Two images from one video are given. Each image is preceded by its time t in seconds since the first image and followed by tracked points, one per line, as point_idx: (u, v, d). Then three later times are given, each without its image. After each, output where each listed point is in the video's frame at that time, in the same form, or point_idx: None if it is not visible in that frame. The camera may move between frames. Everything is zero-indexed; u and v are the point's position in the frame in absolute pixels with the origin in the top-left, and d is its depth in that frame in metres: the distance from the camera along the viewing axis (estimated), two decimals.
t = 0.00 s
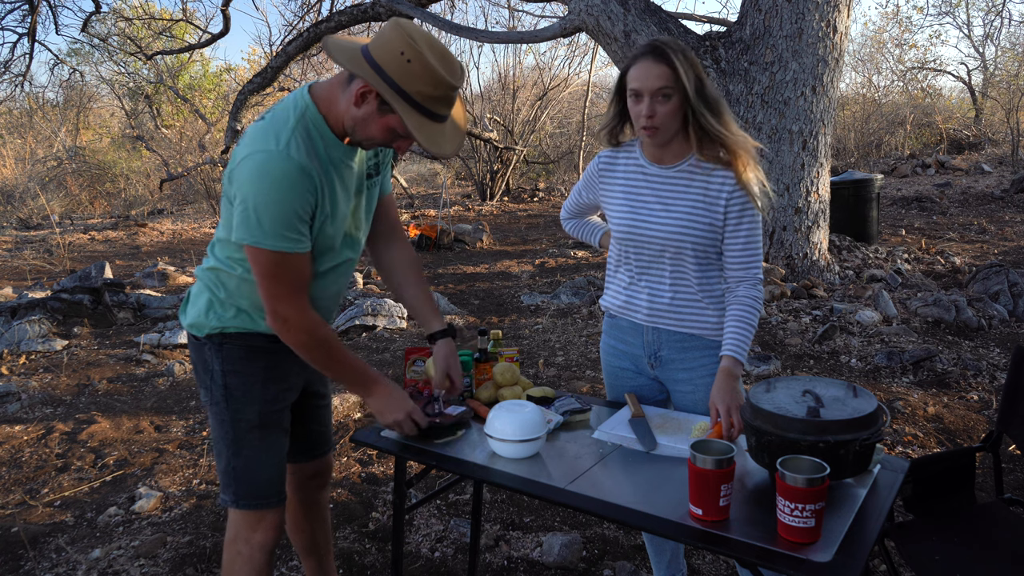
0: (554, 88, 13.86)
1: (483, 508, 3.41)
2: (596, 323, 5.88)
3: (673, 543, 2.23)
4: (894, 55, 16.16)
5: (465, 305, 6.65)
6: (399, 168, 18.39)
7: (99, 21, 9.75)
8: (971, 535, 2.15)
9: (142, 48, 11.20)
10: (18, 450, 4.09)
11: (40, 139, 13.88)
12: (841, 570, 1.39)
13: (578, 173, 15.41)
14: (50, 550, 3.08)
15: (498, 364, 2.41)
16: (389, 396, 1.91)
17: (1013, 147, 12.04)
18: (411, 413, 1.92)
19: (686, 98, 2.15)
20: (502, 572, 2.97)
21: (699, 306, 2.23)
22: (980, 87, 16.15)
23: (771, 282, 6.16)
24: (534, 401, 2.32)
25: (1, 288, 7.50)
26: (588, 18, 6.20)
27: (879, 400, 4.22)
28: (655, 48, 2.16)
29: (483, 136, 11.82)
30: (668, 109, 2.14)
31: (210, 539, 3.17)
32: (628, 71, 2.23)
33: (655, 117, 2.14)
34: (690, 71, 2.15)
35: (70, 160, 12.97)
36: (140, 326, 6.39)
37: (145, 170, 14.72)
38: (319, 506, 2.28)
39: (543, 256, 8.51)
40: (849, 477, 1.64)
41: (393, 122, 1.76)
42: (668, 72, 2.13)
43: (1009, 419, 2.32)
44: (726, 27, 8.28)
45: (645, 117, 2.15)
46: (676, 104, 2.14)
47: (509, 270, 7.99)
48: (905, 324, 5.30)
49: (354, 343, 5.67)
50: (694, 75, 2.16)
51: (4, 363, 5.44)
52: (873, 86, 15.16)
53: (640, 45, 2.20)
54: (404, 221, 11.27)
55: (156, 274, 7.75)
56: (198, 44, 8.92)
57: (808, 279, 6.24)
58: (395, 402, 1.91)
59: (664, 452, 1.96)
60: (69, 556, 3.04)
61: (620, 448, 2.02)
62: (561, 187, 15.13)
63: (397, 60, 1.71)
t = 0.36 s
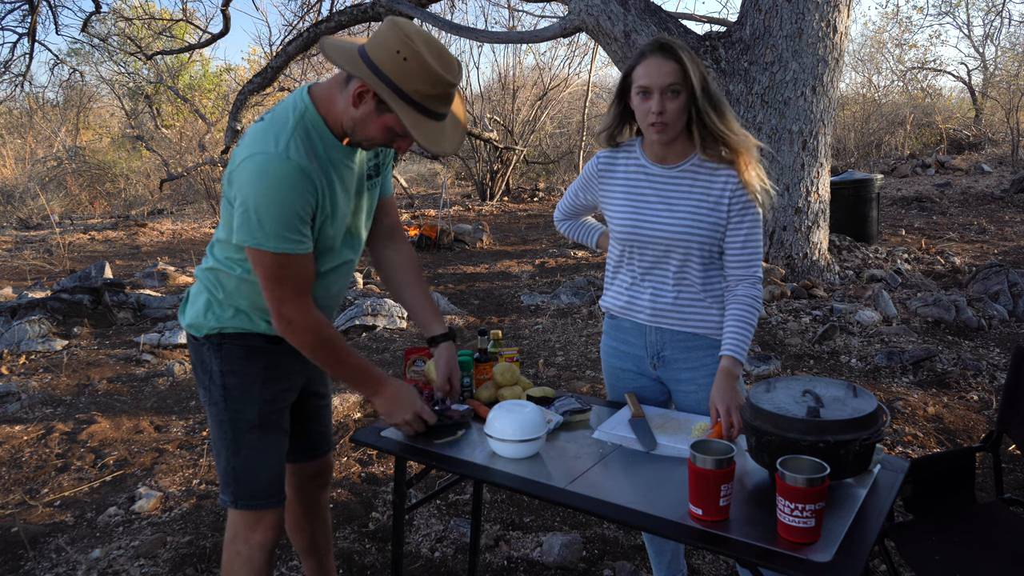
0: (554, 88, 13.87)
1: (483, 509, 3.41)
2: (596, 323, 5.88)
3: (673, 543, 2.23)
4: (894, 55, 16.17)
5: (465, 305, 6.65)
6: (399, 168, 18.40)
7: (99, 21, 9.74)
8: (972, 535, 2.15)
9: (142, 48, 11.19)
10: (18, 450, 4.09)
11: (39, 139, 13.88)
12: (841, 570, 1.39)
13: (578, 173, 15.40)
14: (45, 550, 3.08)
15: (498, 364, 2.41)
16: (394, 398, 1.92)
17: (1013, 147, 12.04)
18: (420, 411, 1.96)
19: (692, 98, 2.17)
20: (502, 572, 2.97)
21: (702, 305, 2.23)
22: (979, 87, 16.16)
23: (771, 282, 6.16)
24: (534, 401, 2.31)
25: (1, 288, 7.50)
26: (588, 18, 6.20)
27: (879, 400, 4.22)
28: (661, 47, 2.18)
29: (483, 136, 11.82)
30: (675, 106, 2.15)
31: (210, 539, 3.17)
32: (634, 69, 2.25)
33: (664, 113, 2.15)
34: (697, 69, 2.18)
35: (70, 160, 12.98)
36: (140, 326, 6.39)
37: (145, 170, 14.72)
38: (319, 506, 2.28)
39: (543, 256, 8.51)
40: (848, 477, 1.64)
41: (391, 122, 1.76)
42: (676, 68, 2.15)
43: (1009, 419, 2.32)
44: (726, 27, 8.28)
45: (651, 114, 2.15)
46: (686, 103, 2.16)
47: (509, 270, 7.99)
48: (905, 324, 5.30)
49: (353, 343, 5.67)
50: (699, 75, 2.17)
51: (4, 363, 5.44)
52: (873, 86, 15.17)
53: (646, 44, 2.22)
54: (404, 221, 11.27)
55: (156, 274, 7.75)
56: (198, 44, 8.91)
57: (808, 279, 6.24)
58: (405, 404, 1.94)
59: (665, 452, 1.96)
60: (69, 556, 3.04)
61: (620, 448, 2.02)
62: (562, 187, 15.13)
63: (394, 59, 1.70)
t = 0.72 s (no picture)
0: (554, 88, 13.87)
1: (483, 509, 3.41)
2: (596, 323, 5.87)
3: (673, 543, 2.23)
4: (894, 55, 16.16)
5: (465, 305, 6.65)
6: (399, 168, 18.40)
7: (98, 21, 9.74)
8: (972, 535, 2.15)
9: (142, 47, 11.18)
10: (18, 450, 4.09)
11: (40, 139, 13.88)
12: (840, 570, 1.40)
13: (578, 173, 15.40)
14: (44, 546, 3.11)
15: (498, 364, 2.42)
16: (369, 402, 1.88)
17: (1013, 147, 12.03)
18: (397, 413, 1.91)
19: (697, 97, 2.19)
20: (502, 572, 2.97)
21: (704, 305, 2.24)
22: (980, 87, 16.16)
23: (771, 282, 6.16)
24: (534, 401, 2.31)
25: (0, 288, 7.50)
26: (588, 18, 6.20)
27: (879, 400, 4.22)
28: (664, 46, 2.19)
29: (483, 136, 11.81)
30: (679, 104, 2.16)
31: (210, 539, 3.17)
32: (637, 68, 2.25)
33: (667, 110, 2.15)
34: (699, 68, 2.19)
35: (70, 160, 12.98)
36: (140, 326, 6.39)
37: (145, 170, 14.72)
38: (319, 506, 2.28)
39: (543, 256, 8.51)
40: (848, 477, 1.64)
41: (393, 116, 1.75)
42: (681, 67, 2.16)
43: (1009, 419, 2.32)
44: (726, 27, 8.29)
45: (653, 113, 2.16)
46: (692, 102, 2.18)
47: (509, 270, 7.99)
48: (905, 324, 5.30)
49: (354, 343, 5.66)
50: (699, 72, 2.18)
51: (4, 363, 5.44)
52: (873, 86, 15.17)
53: (649, 43, 2.23)
54: (404, 221, 11.27)
55: (156, 274, 7.75)
56: (198, 44, 8.91)
57: (808, 279, 6.25)
58: (381, 408, 1.89)
59: (664, 452, 1.96)
60: (69, 556, 3.04)
61: (620, 448, 2.02)
62: (562, 187, 15.14)
63: (394, 51, 1.71)
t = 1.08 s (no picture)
0: (555, 88, 13.87)
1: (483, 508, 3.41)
2: (596, 323, 5.87)
3: (674, 543, 2.23)
4: (894, 56, 16.16)
5: (465, 305, 6.65)
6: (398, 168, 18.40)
7: (99, 21, 9.74)
8: (971, 535, 2.15)
9: (142, 48, 11.18)
10: (18, 450, 4.09)
11: (40, 139, 13.88)
12: (840, 569, 1.39)
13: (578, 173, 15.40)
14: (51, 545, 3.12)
15: (498, 364, 2.42)
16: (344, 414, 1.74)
17: (1013, 147, 12.03)
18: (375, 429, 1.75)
19: (696, 97, 2.18)
20: (502, 572, 2.97)
21: (705, 306, 2.24)
22: (979, 87, 16.17)
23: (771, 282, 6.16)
24: (534, 401, 2.32)
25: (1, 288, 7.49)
26: (588, 18, 6.20)
27: (879, 400, 4.22)
28: (662, 45, 2.18)
29: (483, 136, 11.81)
30: (678, 106, 2.15)
31: (210, 539, 3.17)
32: (636, 71, 2.24)
33: (666, 115, 2.15)
34: (699, 69, 2.18)
35: (70, 160, 12.99)
36: (140, 326, 6.39)
37: (145, 170, 14.72)
38: (320, 509, 2.28)
39: (543, 256, 8.51)
40: (848, 477, 1.64)
41: (404, 99, 1.72)
42: (680, 71, 2.14)
43: (1009, 419, 2.32)
44: (726, 27, 8.29)
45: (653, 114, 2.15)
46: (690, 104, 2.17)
47: (509, 270, 7.99)
48: (905, 324, 5.30)
49: (353, 343, 5.66)
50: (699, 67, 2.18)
51: (4, 363, 5.44)
52: (873, 86, 15.18)
53: (647, 44, 2.22)
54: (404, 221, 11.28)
55: (156, 274, 7.75)
56: (198, 44, 8.91)
57: (808, 279, 6.25)
58: (354, 423, 1.74)
59: (665, 452, 1.96)
60: (69, 556, 3.04)
61: (620, 448, 2.02)
62: (562, 187, 15.14)
63: (403, 34, 1.71)
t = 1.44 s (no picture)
0: (555, 88, 13.87)
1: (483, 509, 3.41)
2: (596, 323, 5.87)
3: (673, 544, 2.23)
4: (894, 55, 16.15)
5: (465, 305, 6.65)
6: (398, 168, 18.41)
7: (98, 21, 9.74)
8: (971, 535, 2.15)
9: (142, 48, 11.18)
10: (18, 450, 4.09)
11: (40, 139, 13.88)
12: (841, 570, 1.39)
13: (578, 173, 15.40)
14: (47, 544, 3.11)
15: (498, 364, 2.42)
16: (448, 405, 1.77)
17: (1013, 147, 12.01)
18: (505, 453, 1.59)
19: (694, 99, 2.16)
20: (502, 572, 2.97)
21: (705, 306, 2.23)
22: (980, 87, 16.15)
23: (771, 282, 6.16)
24: (535, 401, 2.32)
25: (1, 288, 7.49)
26: (588, 18, 6.20)
27: (879, 400, 4.22)
28: (660, 48, 2.16)
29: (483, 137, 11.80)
30: (677, 110, 2.15)
31: (210, 539, 3.17)
32: (633, 74, 2.23)
33: (661, 119, 2.15)
34: (697, 71, 2.16)
35: (70, 160, 12.99)
36: (140, 326, 6.39)
37: (145, 170, 14.72)
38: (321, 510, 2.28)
39: (543, 256, 8.51)
40: (848, 477, 1.64)
41: (415, 109, 1.73)
42: (673, 75, 2.13)
43: (1009, 419, 2.32)
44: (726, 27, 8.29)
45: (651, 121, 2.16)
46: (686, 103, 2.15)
47: (509, 270, 7.99)
48: (905, 325, 5.30)
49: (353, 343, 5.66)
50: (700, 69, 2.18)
51: (4, 363, 5.44)
52: (873, 86, 15.18)
53: (643, 48, 2.20)
54: (404, 221, 11.28)
55: (156, 274, 7.75)
56: (198, 44, 8.92)
57: (808, 279, 6.25)
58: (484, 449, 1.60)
59: (665, 452, 1.96)
60: (69, 556, 3.04)
61: (620, 448, 2.02)
62: (561, 187, 15.15)
63: (413, 41, 1.70)
